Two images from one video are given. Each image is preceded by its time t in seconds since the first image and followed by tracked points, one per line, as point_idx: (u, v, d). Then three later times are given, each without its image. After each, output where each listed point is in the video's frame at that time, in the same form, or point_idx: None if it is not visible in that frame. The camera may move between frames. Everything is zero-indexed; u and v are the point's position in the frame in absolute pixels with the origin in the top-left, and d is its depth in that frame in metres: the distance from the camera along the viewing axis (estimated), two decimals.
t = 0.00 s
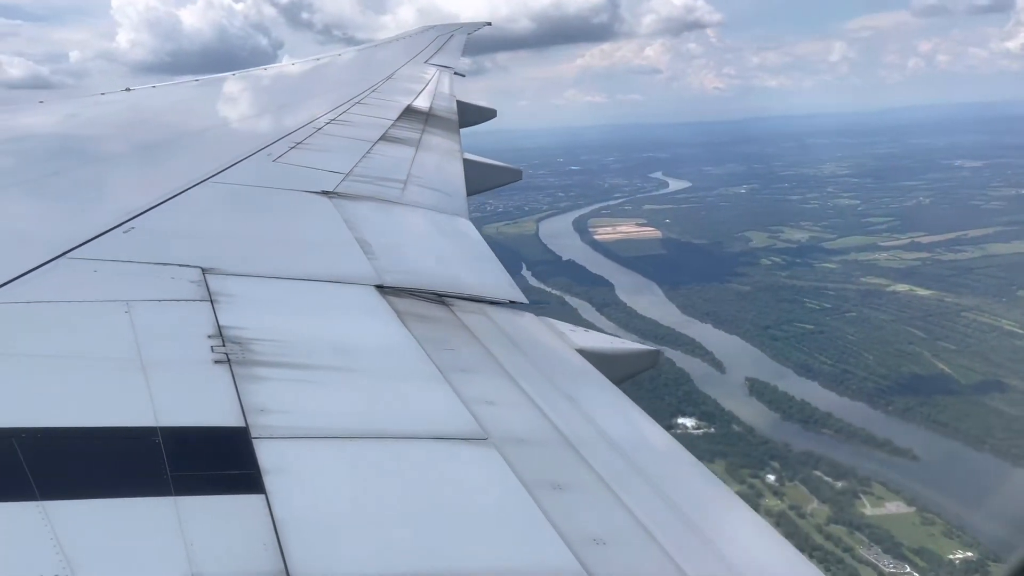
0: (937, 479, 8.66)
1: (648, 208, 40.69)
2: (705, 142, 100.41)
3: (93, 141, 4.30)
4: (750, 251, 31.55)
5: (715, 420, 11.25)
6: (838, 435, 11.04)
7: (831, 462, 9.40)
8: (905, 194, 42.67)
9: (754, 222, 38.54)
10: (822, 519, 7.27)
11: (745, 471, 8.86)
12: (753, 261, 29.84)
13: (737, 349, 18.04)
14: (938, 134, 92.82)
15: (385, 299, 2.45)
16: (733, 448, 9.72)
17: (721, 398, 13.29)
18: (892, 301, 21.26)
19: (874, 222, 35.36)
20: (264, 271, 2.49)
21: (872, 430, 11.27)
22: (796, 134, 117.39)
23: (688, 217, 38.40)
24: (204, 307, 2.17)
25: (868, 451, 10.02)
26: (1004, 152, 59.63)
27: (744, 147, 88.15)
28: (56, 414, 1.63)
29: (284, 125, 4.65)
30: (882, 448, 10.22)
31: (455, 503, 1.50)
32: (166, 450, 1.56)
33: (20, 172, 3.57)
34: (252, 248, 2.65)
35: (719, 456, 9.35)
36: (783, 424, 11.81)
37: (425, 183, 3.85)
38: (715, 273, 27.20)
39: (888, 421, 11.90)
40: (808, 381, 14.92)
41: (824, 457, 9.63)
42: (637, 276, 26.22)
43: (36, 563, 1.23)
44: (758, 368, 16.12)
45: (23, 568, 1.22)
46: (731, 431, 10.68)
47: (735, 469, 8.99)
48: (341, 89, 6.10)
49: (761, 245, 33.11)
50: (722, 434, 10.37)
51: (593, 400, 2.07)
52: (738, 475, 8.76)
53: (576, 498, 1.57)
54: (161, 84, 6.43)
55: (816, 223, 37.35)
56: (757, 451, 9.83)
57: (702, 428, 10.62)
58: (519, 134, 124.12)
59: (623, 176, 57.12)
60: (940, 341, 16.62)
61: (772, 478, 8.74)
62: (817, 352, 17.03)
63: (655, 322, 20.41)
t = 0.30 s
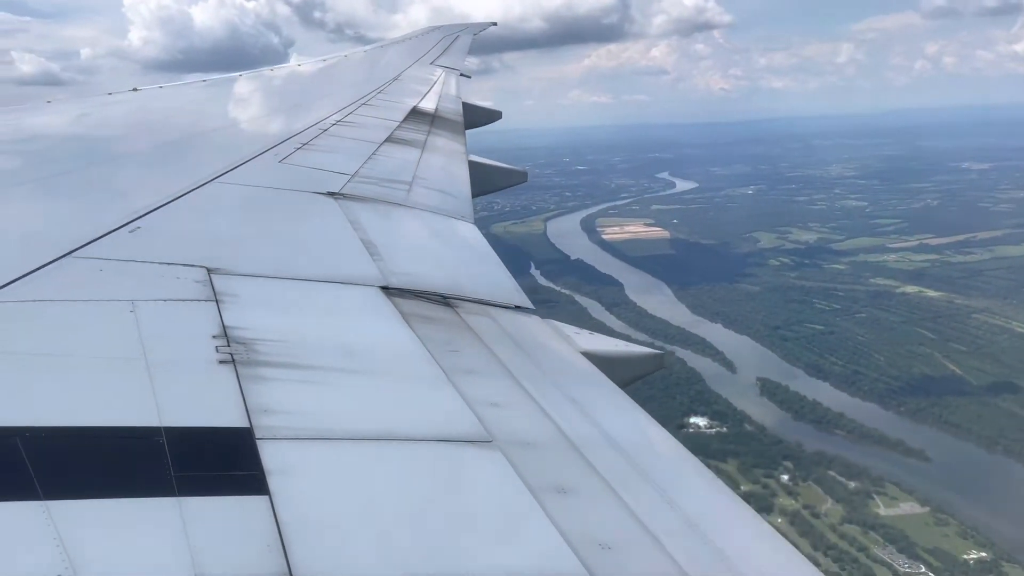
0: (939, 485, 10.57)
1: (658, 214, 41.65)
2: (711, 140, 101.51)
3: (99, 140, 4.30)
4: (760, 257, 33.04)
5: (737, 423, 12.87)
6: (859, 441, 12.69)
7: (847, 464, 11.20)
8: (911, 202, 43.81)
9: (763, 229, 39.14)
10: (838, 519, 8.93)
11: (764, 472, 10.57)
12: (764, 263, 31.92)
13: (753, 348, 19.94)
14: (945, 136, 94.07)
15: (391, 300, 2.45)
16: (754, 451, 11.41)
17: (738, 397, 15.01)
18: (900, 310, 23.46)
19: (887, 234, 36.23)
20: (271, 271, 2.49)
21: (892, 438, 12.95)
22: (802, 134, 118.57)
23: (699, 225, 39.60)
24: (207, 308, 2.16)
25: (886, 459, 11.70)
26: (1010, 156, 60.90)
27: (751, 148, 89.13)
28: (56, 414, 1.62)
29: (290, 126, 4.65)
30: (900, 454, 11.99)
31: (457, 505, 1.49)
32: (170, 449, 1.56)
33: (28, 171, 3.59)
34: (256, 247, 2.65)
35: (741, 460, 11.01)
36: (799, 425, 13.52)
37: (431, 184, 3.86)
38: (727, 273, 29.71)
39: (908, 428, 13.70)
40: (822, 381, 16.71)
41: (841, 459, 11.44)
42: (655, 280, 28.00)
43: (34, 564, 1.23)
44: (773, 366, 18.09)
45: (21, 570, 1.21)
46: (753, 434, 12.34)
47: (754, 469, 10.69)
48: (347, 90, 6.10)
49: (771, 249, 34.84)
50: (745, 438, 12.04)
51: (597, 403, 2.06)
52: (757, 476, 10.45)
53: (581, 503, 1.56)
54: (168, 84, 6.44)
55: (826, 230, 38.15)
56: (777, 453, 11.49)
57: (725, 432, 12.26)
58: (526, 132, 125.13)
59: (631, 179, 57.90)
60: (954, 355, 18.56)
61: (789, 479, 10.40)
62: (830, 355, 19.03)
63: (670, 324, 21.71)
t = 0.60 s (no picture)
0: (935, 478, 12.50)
1: (662, 215, 42.17)
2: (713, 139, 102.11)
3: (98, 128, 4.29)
4: (764, 257, 33.48)
5: (747, 424, 15.25)
6: (863, 438, 14.66)
7: (855, 465, 13.21)
8: (913, 204, 44.42)
9: (767, 231, 39.54)
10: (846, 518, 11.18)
11: (774, 471, 13.10)
12: (768, 262, 32.42)
13: (763, 352, 20.97)
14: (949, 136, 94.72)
15: (391, 298, 2.45)
16: (765, 453, 13.85)
17: (755, 398, 17.08)
18: (905, 313, 24.01)
19: (889, 236, 36.72)
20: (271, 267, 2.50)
21: (897, 433, 14.76)
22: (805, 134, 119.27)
23: (703, 225, 40.00)
24: (206, 303, 2.17)
25: (891, 456, 13.60)
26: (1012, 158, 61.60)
27: (753, 148, 89.79)
28: (57, 408, 1.63)
29: (291, 123, 4.66)
30: (902, 450, 13.81)
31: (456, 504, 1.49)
32: (169, 445, 1.56)
33: (29, 153, 3.57)
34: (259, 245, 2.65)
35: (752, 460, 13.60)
36: (808, 425, 15.47)
37: (431, 182, 3.87)
38: (733, 273, 30.38)
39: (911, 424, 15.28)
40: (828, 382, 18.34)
41: (850, 460, 13.44)
42: (662, 283, 28.75)
43: (36, 556, 1.25)
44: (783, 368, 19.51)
45: (24, 568, 1.23)
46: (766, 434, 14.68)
47: (763, 468, 13.25)
48: (347, 87, 6.07)
49: (775, 249, 35.25)
50: (758, 440, 14.46)
51: (596, 402, 2.06)
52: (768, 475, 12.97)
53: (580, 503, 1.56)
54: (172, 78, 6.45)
55: (830, 231, 38.60)
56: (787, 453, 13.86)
57: (737, 435, 14.73)
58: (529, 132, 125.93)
59: (634, 179, 58.37)
60: (961, 359, 18.96)
61: (797, 478, 12.85)
62: (836, 357, 20.21)
63: (676, 329, 22.43)
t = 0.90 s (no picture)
0: (946, 480, 12.45)
1: (667, 217, 42.19)
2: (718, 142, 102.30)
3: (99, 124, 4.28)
4: (769, 259, 33.41)
5: (755, 425, 15.25)
6: (871, 439, 14.62)
7: (864, 466, 13.21)
8: (918, 207, 44.36)
9: (772, 233, 39.45)
10: (857, 518, 11.10)
11: (782, 471, 13.04)
12: (774, 264, 32.38)
13: (770, 354, 20.84)
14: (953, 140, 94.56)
15: (389, 297, 2.45)
16: (774, 454, 13.82)
17: (761, 400, 17.06)
18: (912, 315, 23.90)
19: (895, 239, 36.67)
20: (271, 266, 2.49)
21: (905, 436, 14.69)
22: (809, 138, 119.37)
23: (707, 227, 39.94)
24: (206, 301, 2.17)
25: (899, 457, 13.53)
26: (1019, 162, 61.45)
27: (757, 152, 89.78)
28: (54, 406, 1.62)
29: (291, 121, 4.65)
30: (910, 451, 13.75)
31: (454, 503, 1.49)
32: (168, 442, 1.56)
33: (30, 149, 3.56)
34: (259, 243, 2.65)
35: (761, 460, 13.55)
36: (816, 427, 15.47)
37: (432, 181, 3.86)
38: (737, 274, 30.38)
39: (919, 426, 15.19)
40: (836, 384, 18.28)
41: (858, 462, 13.41)
42: (666, 284, 28.77)
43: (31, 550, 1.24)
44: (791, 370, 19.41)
45: (14, 562, 1.22)
46: (773, 436, 14.69)
47: (771, 468, 13.18)
48: (350, 86, 6.07)
49: (779, 251, 35.17)
50: (766, 440, 14.45)
51: (594, 402, 2.05)
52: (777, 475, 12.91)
53: (576, 503, 1.56)
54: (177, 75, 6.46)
55: (835, 234, 38.52)
56: (795, 454, 13.84)
57: (745, 434, 14.70)
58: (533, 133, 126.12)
59: (637, 181, 58.35)
60: (968, 359, 18.77)
61: (805, 478, 12.79)
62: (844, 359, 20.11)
63: (680, 331, 22.46)
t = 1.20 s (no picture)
0: (957, 485, 12.37)
1: (671, 223, 42.23)
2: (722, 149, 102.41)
3: (102, 126, 4.29)
4: (774, 265, 33.40)
5: (764, 429, 15.26)
6: (880, 443, 14.58)
7: (874, 471, 13.14)
8: (923, 214, 44.32)
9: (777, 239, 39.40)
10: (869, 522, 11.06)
11: (793, 475, 13.05)
12: (778, 270, 32.37)
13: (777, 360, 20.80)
14: (958, 148, 94.56)
15: (391, 302, 2.45)
16: (783, 457, 13.82)
17: (769, 405, 17.06)
18: (918, 322, 23.85)
19: (901, 246, 36.64)
20: (272, 270, 2.50)
21: (915, 440, 14.64)
22: (813, 144, 119.47)
23: (711, 233, 39.91)
24: (206, 305, 2.17)
25: (909, 463, 13.47)
26: None
27: (762, 158, 89.81)
28: (54, 408, 1.62)
29: (294, 125, 4.66)
30: (920, 457, 13.70)
31: (455, 509, 1.49)
32: (166, 445, 1.56)
33: (35, 151, 3.57)
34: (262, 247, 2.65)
35: (771, 464, 13.55)
36: (825, 431, 15.43)
37: (434, 187, 3.86)
38: (742, 279, 30.38)
39: (930, 432, 15.11)
40: (843, 390, 18.25)
41: (868, 467, 13.35)
42: (670, 290, 28.79)
43: (29, 550, 1.24)
44: (799, 376, 19.39)
45: (10, 563, 1.22)
46: (783, 439, 14.68)
47: (782, 472, 13.18)
48: (353, 91, 6.09)
49: (784, 257, 35.14)
50: (776, 443, 14.45)
51: (596, 409, 2.05)
52: (787, 479, 12.91)
53: (577, 509, 1.56)
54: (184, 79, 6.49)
55: (840, 241, 38.49)
56: (805, 458, 13.84)
57: (754, 438, 14.70)
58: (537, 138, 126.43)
59: (641, 187, 58.38)
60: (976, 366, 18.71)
61: (816, 483, 12.80)
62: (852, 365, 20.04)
63: (684, 336, 22.47)
